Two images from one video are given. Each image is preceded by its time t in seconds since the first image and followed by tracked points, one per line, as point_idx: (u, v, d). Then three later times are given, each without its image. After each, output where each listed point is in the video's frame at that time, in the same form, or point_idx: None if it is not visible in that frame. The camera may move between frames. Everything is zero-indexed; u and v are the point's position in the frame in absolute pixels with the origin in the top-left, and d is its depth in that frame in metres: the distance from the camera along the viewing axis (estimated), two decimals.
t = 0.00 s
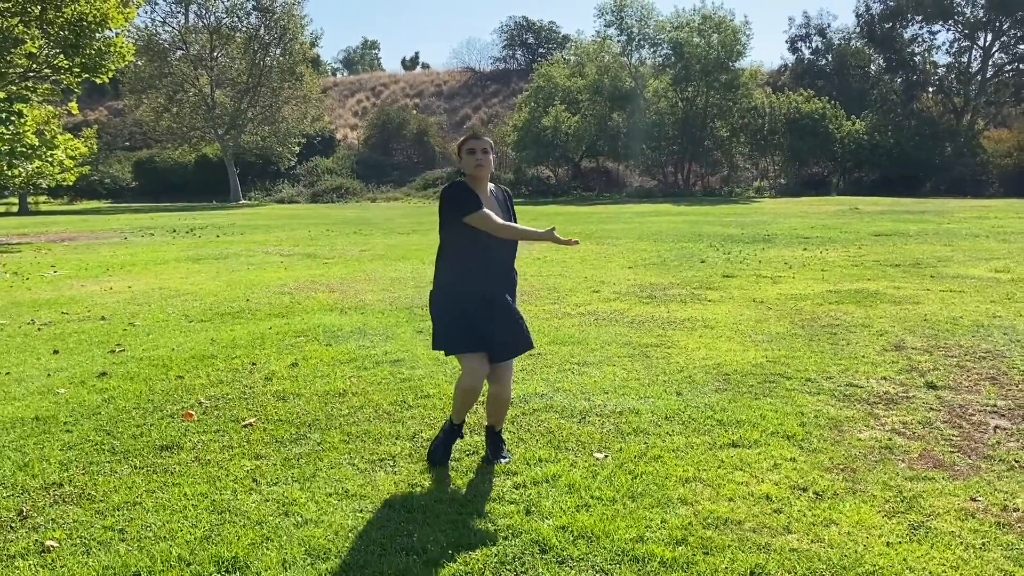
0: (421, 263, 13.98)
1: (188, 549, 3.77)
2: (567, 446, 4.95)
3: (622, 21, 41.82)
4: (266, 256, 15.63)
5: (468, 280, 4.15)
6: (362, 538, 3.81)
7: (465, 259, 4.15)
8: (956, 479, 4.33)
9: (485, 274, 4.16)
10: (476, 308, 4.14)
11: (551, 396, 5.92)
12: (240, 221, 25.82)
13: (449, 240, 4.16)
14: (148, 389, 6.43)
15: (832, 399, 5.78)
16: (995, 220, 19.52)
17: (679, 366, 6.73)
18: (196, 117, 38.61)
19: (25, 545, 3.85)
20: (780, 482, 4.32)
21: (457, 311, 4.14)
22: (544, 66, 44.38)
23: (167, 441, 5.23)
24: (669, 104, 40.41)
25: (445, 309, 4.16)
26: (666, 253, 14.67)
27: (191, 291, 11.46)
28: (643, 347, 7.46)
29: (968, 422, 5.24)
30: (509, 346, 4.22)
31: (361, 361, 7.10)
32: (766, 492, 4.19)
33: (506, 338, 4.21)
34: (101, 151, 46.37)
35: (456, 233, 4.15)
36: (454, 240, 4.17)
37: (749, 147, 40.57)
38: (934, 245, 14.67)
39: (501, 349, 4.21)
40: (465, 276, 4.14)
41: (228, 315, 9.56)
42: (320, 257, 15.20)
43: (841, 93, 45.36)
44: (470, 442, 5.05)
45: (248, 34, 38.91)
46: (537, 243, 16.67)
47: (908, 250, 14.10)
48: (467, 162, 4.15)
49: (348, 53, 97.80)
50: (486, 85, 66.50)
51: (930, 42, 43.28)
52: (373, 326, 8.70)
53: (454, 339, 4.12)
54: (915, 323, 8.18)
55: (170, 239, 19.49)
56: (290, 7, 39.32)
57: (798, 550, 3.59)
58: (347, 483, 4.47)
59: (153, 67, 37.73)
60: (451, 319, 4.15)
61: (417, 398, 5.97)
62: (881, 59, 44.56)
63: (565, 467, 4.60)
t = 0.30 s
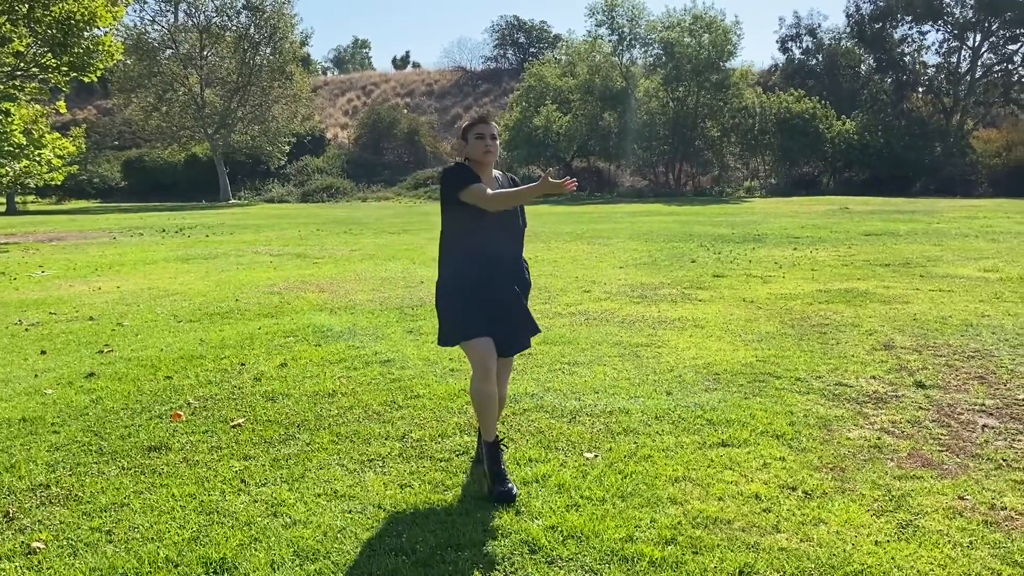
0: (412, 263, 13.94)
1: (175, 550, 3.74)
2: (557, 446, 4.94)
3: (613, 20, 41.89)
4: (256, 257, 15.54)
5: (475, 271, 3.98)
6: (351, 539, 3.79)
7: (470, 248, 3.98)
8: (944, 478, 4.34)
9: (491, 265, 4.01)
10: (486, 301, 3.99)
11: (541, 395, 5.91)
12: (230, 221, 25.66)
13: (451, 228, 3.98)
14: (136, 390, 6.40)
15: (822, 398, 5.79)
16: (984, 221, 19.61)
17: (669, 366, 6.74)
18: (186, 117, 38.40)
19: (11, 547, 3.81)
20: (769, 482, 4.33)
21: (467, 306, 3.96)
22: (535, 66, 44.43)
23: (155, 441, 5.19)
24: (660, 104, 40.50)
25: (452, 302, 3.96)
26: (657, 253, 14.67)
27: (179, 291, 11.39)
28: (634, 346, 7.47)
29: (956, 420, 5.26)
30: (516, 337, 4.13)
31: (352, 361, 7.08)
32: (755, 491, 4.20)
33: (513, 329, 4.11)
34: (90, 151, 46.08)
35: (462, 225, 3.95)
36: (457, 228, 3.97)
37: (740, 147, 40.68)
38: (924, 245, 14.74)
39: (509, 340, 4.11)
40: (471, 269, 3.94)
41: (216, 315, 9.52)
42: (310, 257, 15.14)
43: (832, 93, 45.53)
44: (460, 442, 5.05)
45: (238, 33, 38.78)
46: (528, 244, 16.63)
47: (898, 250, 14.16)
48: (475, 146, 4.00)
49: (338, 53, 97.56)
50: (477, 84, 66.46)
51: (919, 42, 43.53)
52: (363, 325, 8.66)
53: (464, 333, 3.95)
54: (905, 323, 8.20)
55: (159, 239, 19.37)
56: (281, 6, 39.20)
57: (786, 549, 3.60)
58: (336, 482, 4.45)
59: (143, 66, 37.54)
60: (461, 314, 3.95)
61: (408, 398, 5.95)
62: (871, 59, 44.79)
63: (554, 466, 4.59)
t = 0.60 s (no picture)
0: (401, 263, 13.92)
1: (163, 551, 3.72)
2: (547, 446, 4.94)
3: (602, 21, 41.99)
4: (244, 256, 15.47)
5: (472, 270, 3.83)
6: (340, 539, 3.78)
7: (462, 247, 3.84)
8: (931, 475, 4.38)
9: (486, 262, 3.85)
10: (474, 300, 3.83)
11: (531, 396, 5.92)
12: (218, 220, 25.49)
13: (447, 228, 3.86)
14: (123, 390, 6.36)
15: (809, 397, 5.82)
16: (969, 220, 19.76)
17: (658, 365, 6.75)
18: (174, 116, 38.16)
19: None
20: (758, 480, 4.34)
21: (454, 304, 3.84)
22: (524, 66, 44.43)
23: (143, 442, 5.16)
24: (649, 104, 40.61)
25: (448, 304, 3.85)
26: (646, 252, 14.69)
27: (166, 291, 11.32)
28: (623, 346, 7.47)
29: (942, 419, 5.30)
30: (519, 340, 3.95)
31: (341, 361, 7.06)
32: (744, 489, 4.21)
33: (515, 332, 3.95)
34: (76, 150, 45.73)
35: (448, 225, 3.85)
36: (450, 227, 3.85)
37: (728, 147, 40.82)
38: (911, 245, 14.81)
39: (509, 341, 3.93)
40: (465, 269, 3.79)
41: (204, 315, 9.46)
42: (299, 257, 15.09)
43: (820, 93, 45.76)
44: (450, 442, 5.04)
45: (226, 32, 38.59)
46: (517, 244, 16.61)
47: (885, 249, 14.24)
48: (475, 135, 3.88)
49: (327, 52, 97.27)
50: (466, 84, 66.42)
51: (906, 43, 43.85)
52: (351, 326, 8.64)
53: (458, 338, 3.84)
54: (892, 322, 8.25)
55: (147, 239, 19.26)
56: (269, 5, 39.05)
57: (775, 548, 3.61)
58: (325, 483, 4.44)
59: (130, 65, 37.29)
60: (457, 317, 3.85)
61: (396, 398, 5.94)
62: (858, 59, 45.06)
63: (544, 466, 4.59)
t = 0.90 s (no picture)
0: (391, 263, 13.90)
1: (151, 552, 3.70)
2: (537, 445, 4.94)
3: (591, 21, 42.10)
4: (233, 256, 15.40)
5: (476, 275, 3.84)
6: (329, 539, 3.77)
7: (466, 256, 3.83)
8: (918, 474, 4.41)
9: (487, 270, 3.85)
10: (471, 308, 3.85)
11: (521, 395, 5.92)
12: (206, 220, 25.35)
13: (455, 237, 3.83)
14: (111, 390, 6.33)
15: (797, 396, 5.85)
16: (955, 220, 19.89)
17: (647, 364, 6.76)
18: (162, 115, 37.90)
19: None
20: (746, 479, 4.36)
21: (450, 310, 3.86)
22: (514, 65, 44.44)
23: (131, 443, 5.13)
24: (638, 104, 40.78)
25: (437, 303, 3.87)
26: (635, 252, 14.71)
27: (154, 291, 11.25)
28: (613, 345, 7.49)
29: (929, 417, 5.34)
30: (507, 342, 3.89)
31: (330, 361, 7.04)
32: (732, 488, 4.23)
33: (517, 331, 3.93)
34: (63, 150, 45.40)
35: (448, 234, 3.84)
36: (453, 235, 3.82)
37: (717, 147, 40.96)
38: (898, 244, 14.89)
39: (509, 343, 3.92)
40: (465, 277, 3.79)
41: (193, 315, 9.42)
42: (288, 257, 15.03)
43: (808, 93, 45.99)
44: (440, 442, 5.04)
45: (214, 31, 38.42)
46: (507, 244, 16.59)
47: (873, 249, 14.32)
48: (481, 132, 3.83)
49: (316, 51, 96.78)
50: (456, 83, 66.40)
51: (894, 43, 44.16)
52: (341, 325, 8.61)
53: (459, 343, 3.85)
54: (879, 321, 8.29)
55: (135, 239, 19.13)
56: (257, 3, 38.92)
57: (764, 546, 3.63)
58: (314, 483, 4.43)
59: (117, 64, 37.05)
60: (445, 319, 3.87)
61: (386, 398, 5.93)
62: (846, 60, 45.30)
63: (534, 466, 4.60)
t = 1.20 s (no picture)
0: (382, 262, 13.85)
1: (141, 553, 3.68)
2: (528, 445, 4.94)
3: (582, 20, 42.13)
4: (224, 256, 15.30)
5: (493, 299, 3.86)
6: (320, 539, 3.77)
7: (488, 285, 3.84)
8: (907, 472, 4.43)
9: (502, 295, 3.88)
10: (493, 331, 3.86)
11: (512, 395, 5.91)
12: (196, 220, 25.20)
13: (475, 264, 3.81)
14: (100, 390, 6.29)
15: (787, 395, 5.86)
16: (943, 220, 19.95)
17: (638, 364, 6.76)
18: (151, 114, 37.64)
19: None
20: (737, 478, 4.37)
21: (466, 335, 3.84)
22: (505, 65, 44.42)
23: (120, 443, 5.10)
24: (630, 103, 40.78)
25: (455, 326, 3.83)
26: (626, 252, 14.71)
27: (144, 291, 11.17)
28: (604, 345, 7.49)
29: (919, 415, 5.37)
30: (527, 357, 3.95)
31: (321, 361, 7.02)
32: (723, 487, 4.24)
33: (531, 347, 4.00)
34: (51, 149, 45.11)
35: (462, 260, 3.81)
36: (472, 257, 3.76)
37: (708, 146, 41.03)
38: (888, 243, 14.92)
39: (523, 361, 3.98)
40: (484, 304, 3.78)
41: (183, 315, 9.36)
42: (279, 256, 14.94)
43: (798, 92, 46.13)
44: (431, 442, 5.03)
45: (204, 30, 38.26)
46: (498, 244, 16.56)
47: (863, 248, 14.35)
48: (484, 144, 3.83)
49: (306, 50, 96.39)
50: (447, 82, 66.31)
51: (883, 43, 44.42)
52: (332, 325, 8.58)
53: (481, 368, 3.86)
54: (869, 320, 8.32)
55: (124, 239, 19.00)
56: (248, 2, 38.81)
57: (754, 544, 3.64)
58: (305, 483, 4.41)
59: (107, 62, 36.84)
60: (466, 337, 3.83)
61: (377, 397, 5.92)
62: (836, 59, 45.49)
63: (525, 465, 4.60)
